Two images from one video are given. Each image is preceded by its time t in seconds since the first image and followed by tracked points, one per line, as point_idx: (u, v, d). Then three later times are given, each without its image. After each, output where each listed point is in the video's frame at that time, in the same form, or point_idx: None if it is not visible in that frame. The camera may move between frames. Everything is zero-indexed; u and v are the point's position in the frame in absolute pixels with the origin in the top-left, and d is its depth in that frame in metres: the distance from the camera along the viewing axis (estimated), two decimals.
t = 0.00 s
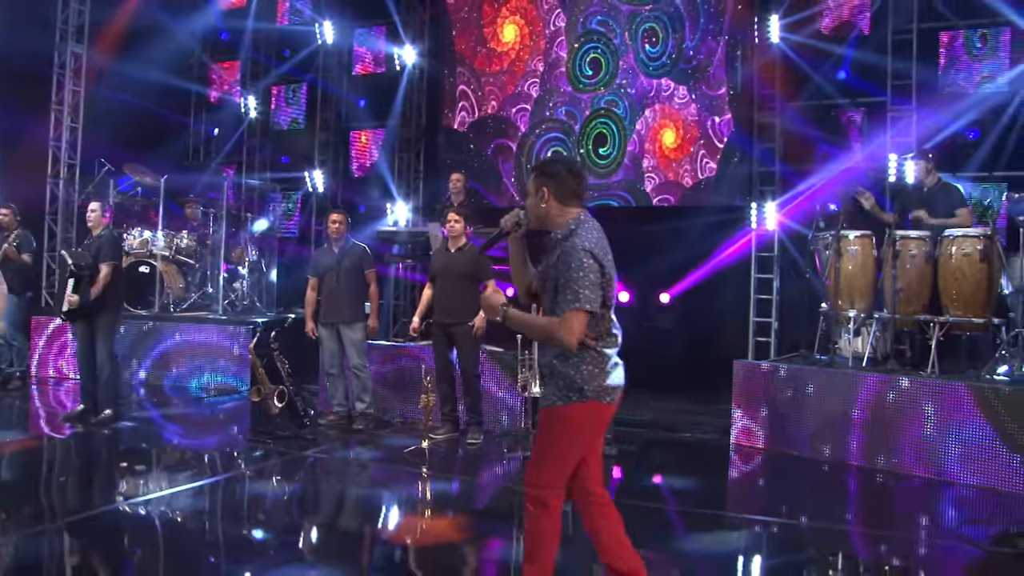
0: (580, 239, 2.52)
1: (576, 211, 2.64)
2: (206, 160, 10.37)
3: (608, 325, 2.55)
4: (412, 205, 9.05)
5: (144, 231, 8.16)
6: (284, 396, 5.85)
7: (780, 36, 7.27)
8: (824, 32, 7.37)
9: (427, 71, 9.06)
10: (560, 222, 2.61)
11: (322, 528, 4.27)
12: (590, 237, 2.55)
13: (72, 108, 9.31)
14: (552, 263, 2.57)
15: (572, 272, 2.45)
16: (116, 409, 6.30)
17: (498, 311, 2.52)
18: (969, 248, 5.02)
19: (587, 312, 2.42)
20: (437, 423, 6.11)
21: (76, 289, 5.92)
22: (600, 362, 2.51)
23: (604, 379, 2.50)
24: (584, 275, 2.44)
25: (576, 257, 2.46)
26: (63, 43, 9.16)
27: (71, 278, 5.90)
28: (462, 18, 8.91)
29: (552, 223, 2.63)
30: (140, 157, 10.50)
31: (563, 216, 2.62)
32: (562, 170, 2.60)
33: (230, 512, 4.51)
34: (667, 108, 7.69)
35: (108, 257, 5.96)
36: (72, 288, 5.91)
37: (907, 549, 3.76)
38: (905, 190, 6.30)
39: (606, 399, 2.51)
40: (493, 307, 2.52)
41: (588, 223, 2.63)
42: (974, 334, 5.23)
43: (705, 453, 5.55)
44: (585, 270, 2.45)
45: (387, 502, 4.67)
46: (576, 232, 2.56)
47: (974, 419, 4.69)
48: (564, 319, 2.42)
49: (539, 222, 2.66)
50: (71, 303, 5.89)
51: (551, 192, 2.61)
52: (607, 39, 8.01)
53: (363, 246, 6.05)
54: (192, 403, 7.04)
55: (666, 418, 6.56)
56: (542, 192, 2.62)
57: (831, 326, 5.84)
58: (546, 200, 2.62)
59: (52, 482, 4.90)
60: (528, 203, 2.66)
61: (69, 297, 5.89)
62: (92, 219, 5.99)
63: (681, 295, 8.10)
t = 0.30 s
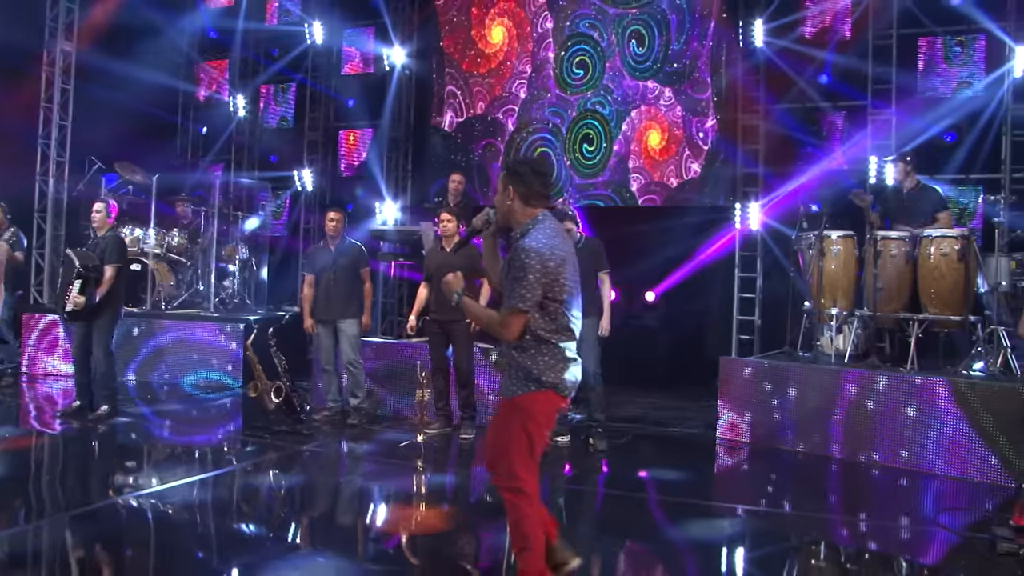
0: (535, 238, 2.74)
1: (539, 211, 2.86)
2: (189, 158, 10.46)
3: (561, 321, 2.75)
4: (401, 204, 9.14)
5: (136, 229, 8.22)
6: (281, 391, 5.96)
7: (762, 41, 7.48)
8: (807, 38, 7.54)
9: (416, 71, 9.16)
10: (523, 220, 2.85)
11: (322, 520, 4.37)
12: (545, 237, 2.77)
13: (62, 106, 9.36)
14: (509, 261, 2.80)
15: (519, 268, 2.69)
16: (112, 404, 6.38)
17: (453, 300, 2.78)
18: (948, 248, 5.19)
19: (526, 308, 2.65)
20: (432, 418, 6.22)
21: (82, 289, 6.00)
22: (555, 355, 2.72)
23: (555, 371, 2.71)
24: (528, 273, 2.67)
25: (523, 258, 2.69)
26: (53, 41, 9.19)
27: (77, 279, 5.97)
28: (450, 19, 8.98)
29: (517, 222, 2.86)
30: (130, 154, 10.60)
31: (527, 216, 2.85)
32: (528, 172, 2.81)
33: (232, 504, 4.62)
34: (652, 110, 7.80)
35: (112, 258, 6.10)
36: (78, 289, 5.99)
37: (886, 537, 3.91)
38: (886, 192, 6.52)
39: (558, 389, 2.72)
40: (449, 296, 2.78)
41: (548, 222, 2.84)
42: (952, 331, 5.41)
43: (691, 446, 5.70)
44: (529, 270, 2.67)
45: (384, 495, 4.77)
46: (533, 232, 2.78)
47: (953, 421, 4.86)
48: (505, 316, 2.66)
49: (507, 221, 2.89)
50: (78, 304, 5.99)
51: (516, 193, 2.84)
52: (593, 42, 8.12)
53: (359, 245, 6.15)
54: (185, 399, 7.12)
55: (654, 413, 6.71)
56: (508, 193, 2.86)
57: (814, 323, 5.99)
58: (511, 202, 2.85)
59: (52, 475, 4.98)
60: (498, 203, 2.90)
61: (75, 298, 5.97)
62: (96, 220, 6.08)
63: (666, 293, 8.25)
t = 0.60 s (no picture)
0: (491, 235, 3.02)
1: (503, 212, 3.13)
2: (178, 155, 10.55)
3: (516, 312, 3.00)
4: (393, 203, 9.22)
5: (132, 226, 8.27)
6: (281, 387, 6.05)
7: (750, 45, 7.80)
8: (794, 42, 7.77)
9: (408, 72, 9.27)
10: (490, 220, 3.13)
11: (327, 511, 4.48)
12: (502, 232, 3.04)
13: (55, 104, 9.38)
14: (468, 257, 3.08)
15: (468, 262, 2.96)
16: (111, 400, 6.45)
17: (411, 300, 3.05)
18: (929, 248, 5.37)
19: (471, 297, 2.91)
20: (428, 414, 6.35)
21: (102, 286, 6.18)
22: (509, 343, 2.97)
23: (508, 360, 2.95)
24: (475, 265, 2.93)
25: (476, 248, 2.96)
26: (47, 40, 9.21)
27: (98, 276, 6.14)
28: (441, 21, 9.02)
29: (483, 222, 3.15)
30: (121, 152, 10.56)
31: (492, 216, 3.13)
32: (504, 177, 3.13)
33: (237, 494, 4.72)
34: (641, 112, 7.86)
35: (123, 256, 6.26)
36: (98, 286, 6.16)
37: (871, 526, 4.07)
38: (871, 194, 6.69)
39: (515, 375, 2.95)
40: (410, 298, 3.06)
41: (510, 221, 3.10)
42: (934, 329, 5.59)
43: (681, 440, 5.86)
44: (476, 262, 2.94)
45: (385, 488, 4.88)
46: (491, 229, 3.06)
47: (935, 422, 5.04)
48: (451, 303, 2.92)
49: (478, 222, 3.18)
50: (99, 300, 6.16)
51: (488, 195, 3.13)
52: (582, 45, 8.19)
53: (363, 241, 6.27)
54: (182, 395, 7.20)
55: (643, 409, 6.87)
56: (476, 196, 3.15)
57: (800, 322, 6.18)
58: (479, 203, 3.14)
59: (57, 469, 5.05)
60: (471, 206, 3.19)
61: (95, 295, 6.13)
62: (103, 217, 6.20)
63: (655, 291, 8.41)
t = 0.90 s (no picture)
0: (463, 230, 3.40)
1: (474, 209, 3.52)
2: (169, 151, 10.60)
3: (480, 302, 3.41)
4: (388, 203, 9.36)
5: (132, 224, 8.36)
6: (284, 382, 6.18)
7: (741, 50, 8.00)
8: (784, 47, 7.95)
9: (404, 73, 9.41)
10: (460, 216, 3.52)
11: (331, 500, 4.62)
12: (469, 228, 3.43)
13: (52, 103, 9.45)
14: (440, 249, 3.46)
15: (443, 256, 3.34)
16: (114, 395, 6.55)
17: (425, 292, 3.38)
18: (914, 248, 5.54)
19: (454, 288, 3.31)
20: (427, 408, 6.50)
21: (113, 266, 6.31)
22: (473, 332, 3.38)
23: (472, 348, 3.37)
24: (450, 258, 3.32)
25: (442, 243, 3.36)
26: (44, 39, 9.27)
27: (104, 256, 6.30)
28: (438, 24, 9.07)
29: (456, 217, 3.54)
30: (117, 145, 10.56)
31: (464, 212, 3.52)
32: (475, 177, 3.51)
33: (243, 486, 4.85)
34: (632, 113, 8.00)
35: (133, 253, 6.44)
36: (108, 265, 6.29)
37: (856, 515, 4.23)
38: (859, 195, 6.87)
39: (473, 362, 3.37)
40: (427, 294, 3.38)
41: (477, 218, 3.49)
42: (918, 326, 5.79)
43: (674, 434, 6.02)
44: (450, 257, 3.32)
45: (388, 479, 5.03)
46: (466, 225, 3.44)
47: (919, 425, 5.22)
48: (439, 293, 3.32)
49: (451, 217, 3.57)
50: (109, 279, 6.27)
51: (460, 194, 3.52)
52: (575, 47, 8.32)
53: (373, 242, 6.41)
54: (182, 390, 7.31)
55: (636, 404, 7.04)
56: (452, 195, 3.53)
57: (789, 319, 6.38)
58: (454, 200, 3.53)
59: (65, 461, 5.15)
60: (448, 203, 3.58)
61: (104, 273, 6.26)
62: (106, 215, 6.35)
63: (646, 289, 8.57)
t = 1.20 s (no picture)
0: (449, 225, 3.64)
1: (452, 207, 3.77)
2: (173, 151, 10.74)
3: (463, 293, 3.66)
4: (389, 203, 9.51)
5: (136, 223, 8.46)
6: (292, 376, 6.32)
7: (734, 54, 8.13)
8: (777, 51, 8.17)
9: (404, 75, 9.56)
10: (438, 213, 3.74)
11: (342, 490, 4.76)
12: (450, 223, 3.68)
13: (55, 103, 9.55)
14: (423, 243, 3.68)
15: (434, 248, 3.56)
16: (123, 390, 6.68)
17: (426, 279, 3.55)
18: (903, 248, 5.73)
19: (449, 277, 3.54)
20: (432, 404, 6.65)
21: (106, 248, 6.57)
22: (459, 319, 3.62)
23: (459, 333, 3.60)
24: (441, 251, 3.55)
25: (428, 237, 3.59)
26: (48, 39, 9.36)
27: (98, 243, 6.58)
28: (438, 29, 9.18)
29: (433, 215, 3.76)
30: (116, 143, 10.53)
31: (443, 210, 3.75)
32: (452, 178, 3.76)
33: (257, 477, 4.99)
34: (629, 116, 8.18)
35: (133, 246, 6.58)
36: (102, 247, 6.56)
37: (848, 506, 4.39)
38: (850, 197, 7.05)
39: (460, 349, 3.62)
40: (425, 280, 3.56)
41: (455, 214, 3.74)
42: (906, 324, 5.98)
43: (671, 428, 6.20)
44: (441, 249, 3.56)
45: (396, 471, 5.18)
46: (449, 220, 3.67)
47: (908, 422, 5.39)
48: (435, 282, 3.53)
49: (426, 214, 3.79)
50: (105, 259, 6.52)
51: (436, 193, 3.75)
52: (573, 50, 8.49)
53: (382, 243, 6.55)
54: (188, 386, 7.44)
55: (634, 400, 7.22)
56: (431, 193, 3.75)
57: (782, 317, 6.56)
58: (431, 199, 3.76)
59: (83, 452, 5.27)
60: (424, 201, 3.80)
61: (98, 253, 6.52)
62: (109, 211, 6.52)
63: (640, 287, 8.76)
